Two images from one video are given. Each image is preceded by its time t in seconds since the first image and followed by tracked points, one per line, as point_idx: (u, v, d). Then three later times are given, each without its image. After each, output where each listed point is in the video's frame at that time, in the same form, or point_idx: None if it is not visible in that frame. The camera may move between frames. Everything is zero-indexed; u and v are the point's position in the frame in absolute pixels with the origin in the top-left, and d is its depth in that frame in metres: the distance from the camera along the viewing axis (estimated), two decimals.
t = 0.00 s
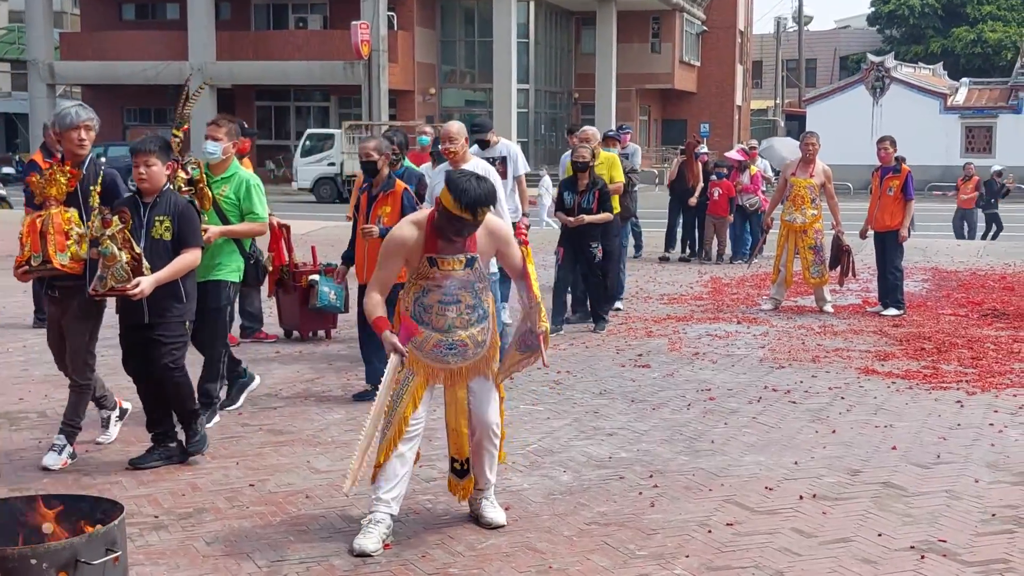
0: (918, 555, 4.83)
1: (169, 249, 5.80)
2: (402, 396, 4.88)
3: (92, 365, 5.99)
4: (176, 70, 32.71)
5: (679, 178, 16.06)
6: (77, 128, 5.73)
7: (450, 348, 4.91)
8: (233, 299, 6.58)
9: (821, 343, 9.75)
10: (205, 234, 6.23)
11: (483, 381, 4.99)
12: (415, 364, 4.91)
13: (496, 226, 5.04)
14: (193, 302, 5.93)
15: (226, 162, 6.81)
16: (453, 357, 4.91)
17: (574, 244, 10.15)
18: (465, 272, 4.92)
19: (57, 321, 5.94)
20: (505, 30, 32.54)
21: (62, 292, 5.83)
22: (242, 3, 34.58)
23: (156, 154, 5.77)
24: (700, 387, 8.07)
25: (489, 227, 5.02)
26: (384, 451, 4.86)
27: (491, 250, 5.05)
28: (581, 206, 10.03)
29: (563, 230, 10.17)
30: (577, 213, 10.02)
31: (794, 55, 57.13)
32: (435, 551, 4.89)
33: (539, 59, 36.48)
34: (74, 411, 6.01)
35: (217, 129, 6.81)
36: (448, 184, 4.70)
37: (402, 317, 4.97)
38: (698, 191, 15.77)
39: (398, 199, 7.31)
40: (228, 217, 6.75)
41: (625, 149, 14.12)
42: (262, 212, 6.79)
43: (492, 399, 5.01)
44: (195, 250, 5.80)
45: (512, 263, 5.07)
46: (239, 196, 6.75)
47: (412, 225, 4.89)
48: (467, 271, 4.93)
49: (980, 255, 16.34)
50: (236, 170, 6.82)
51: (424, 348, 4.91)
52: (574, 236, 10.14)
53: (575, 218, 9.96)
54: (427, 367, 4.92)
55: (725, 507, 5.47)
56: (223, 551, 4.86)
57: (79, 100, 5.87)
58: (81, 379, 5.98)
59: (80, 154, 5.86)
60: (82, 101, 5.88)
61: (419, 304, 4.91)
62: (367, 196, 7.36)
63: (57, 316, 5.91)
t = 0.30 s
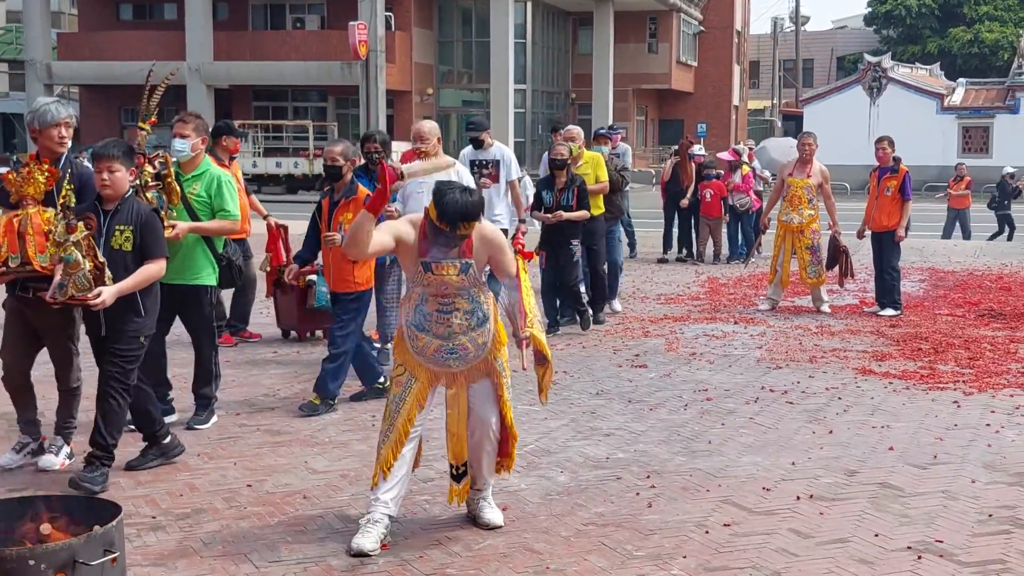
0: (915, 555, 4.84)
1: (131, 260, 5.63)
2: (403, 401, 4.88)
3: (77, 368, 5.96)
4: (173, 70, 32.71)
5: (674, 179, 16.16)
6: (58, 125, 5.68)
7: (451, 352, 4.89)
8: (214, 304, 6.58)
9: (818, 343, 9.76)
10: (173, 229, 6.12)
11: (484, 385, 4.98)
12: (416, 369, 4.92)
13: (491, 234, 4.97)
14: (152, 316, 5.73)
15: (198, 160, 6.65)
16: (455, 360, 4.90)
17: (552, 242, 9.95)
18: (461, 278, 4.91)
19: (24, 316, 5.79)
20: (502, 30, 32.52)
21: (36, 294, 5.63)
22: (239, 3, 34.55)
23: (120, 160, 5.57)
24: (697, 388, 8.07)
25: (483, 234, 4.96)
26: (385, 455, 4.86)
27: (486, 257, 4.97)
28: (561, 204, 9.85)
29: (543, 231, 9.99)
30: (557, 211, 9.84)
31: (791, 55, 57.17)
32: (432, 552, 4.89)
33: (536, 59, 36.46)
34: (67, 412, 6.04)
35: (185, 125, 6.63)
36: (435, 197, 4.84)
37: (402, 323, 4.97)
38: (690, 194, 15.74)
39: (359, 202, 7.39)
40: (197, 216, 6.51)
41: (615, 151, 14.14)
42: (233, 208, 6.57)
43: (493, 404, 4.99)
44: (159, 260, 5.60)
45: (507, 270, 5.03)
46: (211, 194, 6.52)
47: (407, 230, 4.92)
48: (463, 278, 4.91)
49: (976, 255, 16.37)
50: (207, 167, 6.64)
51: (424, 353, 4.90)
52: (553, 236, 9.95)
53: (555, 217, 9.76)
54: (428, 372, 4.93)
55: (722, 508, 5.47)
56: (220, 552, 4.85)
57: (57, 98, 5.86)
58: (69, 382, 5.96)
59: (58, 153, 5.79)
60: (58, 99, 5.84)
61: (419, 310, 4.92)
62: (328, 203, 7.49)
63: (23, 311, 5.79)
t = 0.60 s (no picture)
0: (916, 556, 4.84)
1: (91, 260, 5.38)
2: (392, 407, 4.87)
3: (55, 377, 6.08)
4: (175, 71, 32.74)
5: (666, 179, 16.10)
6: (28, 129, 5.67)
7: (445, 358, 4.92)
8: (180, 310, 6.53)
9: (819, 343, 9.77)
10: (141, 240, 6.02)
11: (477, 387, 5.01)
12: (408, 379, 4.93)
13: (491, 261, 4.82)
14: (115, 316, 5.52)
15: (155, 164, 6.60)
16: (447, 366, 4.92)
17: (544, 249, 9.74)
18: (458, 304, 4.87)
19: None
20: (503, 31, 32.54)
21: None
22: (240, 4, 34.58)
23: (75, 155, 5.29)
24: (699, 388, 8.09)
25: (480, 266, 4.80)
26: (376, 458, 4.88)
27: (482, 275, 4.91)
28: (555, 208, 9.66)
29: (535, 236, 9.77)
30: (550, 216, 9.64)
31: (791, 56, 57.19)
32: (435, 552, 4.90)
33: (537, 60, 36.49)
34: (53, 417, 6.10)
35: (138, 129, 6.52)
36: (437, 240, 4.69)
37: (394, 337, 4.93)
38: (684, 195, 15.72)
39: (321, 205, 7.08)
40: (162, 222, 6.56)
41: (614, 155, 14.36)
42: (199, 213, 6.62)
43: (487, 404, 5.04)
44: (118, 261, 5.38)
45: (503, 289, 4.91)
46: (173, 201, 6.57)
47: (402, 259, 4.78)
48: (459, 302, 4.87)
49: (977, 256, 16.37)
50: (167, 172, 6.64)
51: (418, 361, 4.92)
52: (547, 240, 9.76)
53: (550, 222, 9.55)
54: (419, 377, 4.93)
55: (723, 508, 5.48)
56: (221, 552, 4.86)
57: (23, 103, 5.83)
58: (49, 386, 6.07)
59: (28, 157, 5.78)
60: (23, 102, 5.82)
61: (410, 319, 4.89)
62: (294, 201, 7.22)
63: None
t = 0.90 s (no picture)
0: (915, 555, 4.84)
1: (24, 272, 5.10)
2: (398, 396, 4.88)
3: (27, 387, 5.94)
4: (174, 70, 32.73)
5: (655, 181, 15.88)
6: None
7: (444, 346, 4.90)
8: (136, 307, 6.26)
9: (818, 343, 9.76)
10: (109, 237, 5.93)
11: (478, 382, 4.98)
12: (410, 363, 4.91)
13: (493, 222, 4.98)
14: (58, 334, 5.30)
15: (120, 160, 6.39)
16: (448, 355, 4.91)
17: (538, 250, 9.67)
18: (457, 261, 4.90)
19: None
20: (502, 31, 32.53)
21: None
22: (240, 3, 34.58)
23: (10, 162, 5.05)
24: (698, 388, 8.08)
25: (483, 221, 4.97)
26: (382, 451, 4.87)
27: (487, 245, 5.00)
28: (547, 206, 9.51)
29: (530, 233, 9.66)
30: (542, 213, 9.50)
31: (791, 56, 57.16)
32: (433, 552, 4.90)
33: (536, 60, 36.48)
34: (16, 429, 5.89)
35: (100, 124, 6.27)
36: (433, 172, 4.76)
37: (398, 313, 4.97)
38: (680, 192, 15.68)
39: (281, 208, 7.04)
40: (127, 219, 6.34)
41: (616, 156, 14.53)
42: (165, 211, 6.42)
43: (488, 402, 5.00)
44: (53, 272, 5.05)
45: (507, 260, 5.05)
46: (138, 198, 6.36)
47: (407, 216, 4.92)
48: (460, 262, 4.91)
49: (977, 255, 16.37)
50: (132, 168, 6.43)
51: (420, 346, 4.91)
52: (540, 238, 9.68)
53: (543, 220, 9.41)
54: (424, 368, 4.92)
55: (722, 508, 5.48)
56: (221, 552, 4.85)
57: None
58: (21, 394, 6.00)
59: None
60: None
61: (415, 301, 4.93)
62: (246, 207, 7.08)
63: None
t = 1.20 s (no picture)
0: (913, 555, 4.84)
1: None
2: (393, 405, 4.89)
3: None
4: (173, 70, 32.71)
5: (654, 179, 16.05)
6: None
7: (442, 358, 4.89)
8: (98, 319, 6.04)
9: (816, 343, 9.76)
10: (76, 249, 5.79)
11: (477, 390, 4.97)
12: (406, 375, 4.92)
13: (476, 249, 4.92)
14: None
15: (88, 164, 6.06)
16: (446, 366, 4.90)
17: (525, 248, 9.63)
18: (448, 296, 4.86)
19: None
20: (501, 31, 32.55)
21: None
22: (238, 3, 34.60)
23: None
24: (696, 388, 8.08)
25: (466, 251, 4.91)
26: (375, 457, 4.89)
27: (471, 270, 4.94)
28: (532, 209, 9.43)
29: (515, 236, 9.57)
30: (527, 217, 9.42)
31: (789, 56, 57.11)
32: (431, 551, 4.90)
33: (534, 60, 36.50)
34: None
35: (71, 127, 6.00)
36: (415, 221, 4.78)
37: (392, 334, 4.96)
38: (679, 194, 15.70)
39: (240, 203, 6.69)
40: (94, 228, 6.05)
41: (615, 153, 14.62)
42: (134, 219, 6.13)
43: (487, 409, 4.99)
44: None
45: (494, 279, 4.99)
46: (106, 206, 6.09)
47: (392, 244, 4.88)
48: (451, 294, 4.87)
49: (974, 255, 16.38)
50: (102, 174, 6.13)
51: (416, 358, 4.90)
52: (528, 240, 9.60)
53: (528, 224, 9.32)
54: (419, 377, 4.93)
55: (720, 507, 5.48)
56: (219, 552, 4.85)
57: None
58: None
59: None
60: None
61: (409, 320, 4.90)
62: (202, 202, 6.69)
63: None
